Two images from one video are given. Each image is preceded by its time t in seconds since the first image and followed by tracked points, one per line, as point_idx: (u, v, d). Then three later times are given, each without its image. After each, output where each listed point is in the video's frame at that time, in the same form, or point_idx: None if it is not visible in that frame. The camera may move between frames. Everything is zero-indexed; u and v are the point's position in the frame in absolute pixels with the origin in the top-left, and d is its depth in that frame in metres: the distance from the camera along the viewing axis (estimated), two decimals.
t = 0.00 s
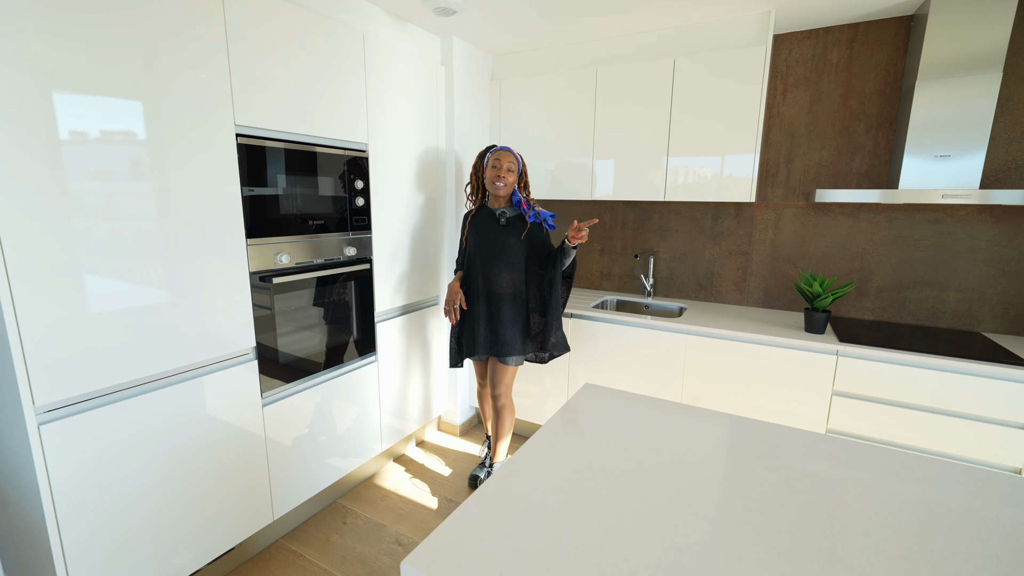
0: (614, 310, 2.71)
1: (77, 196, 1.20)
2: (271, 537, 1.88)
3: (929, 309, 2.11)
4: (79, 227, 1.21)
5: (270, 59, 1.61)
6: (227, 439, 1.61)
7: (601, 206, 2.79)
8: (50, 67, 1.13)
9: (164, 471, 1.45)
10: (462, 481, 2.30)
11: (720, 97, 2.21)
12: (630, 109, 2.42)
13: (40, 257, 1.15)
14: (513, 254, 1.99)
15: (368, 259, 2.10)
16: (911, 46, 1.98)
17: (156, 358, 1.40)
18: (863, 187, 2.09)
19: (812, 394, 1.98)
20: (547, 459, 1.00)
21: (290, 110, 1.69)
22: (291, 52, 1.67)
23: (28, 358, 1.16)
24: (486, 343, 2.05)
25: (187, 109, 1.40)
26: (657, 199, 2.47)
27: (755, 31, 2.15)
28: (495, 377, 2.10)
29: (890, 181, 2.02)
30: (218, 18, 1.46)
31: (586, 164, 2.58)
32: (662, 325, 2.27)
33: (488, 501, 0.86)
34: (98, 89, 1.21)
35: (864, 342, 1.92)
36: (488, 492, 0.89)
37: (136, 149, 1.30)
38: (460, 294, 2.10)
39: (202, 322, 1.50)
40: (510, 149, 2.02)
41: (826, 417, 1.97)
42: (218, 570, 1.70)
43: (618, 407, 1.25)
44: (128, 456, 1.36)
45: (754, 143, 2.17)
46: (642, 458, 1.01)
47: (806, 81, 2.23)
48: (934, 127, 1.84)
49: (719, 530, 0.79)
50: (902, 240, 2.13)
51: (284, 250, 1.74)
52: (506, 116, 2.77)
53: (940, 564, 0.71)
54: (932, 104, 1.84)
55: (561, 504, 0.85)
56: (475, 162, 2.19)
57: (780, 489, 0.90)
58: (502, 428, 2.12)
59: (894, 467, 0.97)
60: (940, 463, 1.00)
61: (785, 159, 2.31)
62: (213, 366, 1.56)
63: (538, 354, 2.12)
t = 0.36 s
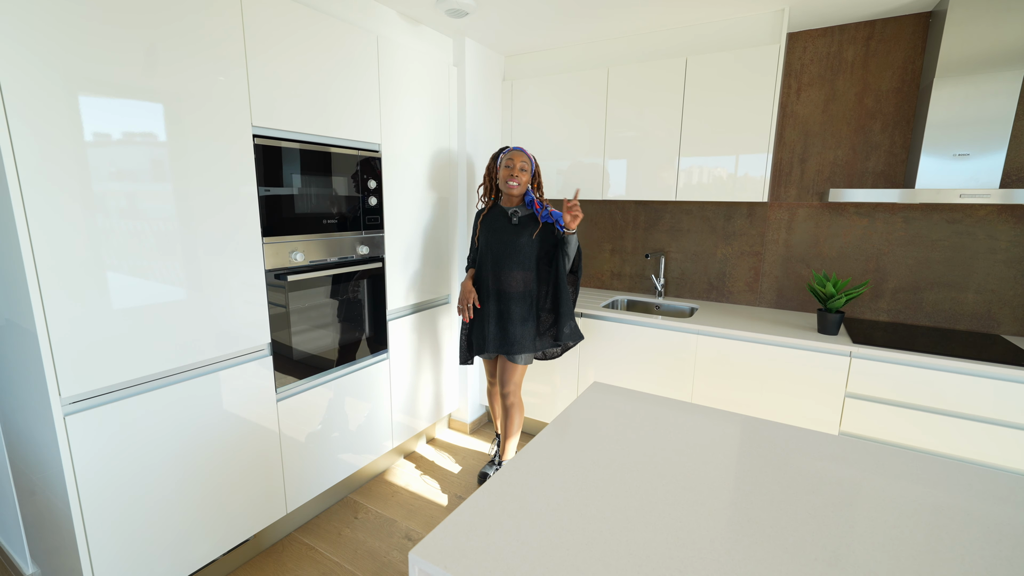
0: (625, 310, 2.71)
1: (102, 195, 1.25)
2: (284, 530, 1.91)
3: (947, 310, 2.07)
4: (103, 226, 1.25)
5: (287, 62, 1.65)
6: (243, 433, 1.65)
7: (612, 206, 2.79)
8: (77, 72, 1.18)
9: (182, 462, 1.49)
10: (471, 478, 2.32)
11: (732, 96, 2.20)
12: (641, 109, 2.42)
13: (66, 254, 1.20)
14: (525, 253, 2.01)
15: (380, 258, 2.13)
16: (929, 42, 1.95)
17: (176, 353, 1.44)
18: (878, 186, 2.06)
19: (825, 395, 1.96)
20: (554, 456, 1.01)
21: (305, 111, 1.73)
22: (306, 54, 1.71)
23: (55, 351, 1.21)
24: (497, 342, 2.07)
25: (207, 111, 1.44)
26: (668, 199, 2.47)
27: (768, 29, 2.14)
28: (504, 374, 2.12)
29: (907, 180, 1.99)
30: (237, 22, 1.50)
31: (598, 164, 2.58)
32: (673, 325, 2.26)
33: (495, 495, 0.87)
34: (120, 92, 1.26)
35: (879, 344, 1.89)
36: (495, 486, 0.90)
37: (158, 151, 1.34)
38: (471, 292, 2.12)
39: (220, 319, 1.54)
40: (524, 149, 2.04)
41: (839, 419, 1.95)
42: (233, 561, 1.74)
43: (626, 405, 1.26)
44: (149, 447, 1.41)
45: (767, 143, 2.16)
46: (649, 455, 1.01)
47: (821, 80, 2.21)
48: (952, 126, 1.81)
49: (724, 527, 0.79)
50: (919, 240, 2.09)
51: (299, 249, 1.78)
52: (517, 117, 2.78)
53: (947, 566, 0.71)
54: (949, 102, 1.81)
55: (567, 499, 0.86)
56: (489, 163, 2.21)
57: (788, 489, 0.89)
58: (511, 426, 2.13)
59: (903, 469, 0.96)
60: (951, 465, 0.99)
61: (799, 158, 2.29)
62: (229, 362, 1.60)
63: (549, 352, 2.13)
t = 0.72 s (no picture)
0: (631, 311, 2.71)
1: (116, 196, 1.27)
2: (292, 526, 1.94)
3: (957, 312, 2.05)
4: (117, 226, 1.28)
5: (297, 65, 1.68)
6: (252, 430, 1.68)
7: (619, 207, 2.79)
8: (92, 75, 1.21)
9: (192, 458, 1.52)
10: (477, 477, 2.33)
11: (740, 96, 2.19)
12: (648, 109, 2.42)
13: (81, 253, 1.22)
14: (530, 254, 2.01)
15: (387, 258, 2.15)
16: (940, 41, 1.93)
17: (186, 352, 1.47)
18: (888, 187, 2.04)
19: (832, 397, 1.95)
20: (557, 455, 1.01)
21: (314, 112, 1.75)
22: (316, 57, 1.73)
23: (71, 348, 1.24)
24: (502, 342, 2.08)
25: (217, 112, 1.47)
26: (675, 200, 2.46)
27: (776, 28, 2.13)
28: (510, 373, 2.13)
29: (917, 181, 1.97)
30: (247, 25, 1.52)
31: (604, 165, 2.58)
32: (679, 326, 2.26)
33: (497, 493, 0.88)
34: (134, 94, 1.28)
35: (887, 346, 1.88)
36: (499, 484, 0.91)
37: (170, 152, 1.37)
38: (477, 292, 2.14)
39: (230, 318, 1.57)
40: (530, 150, 2.04)
41: (846, 421, 1.93)
42: (242, 556, 1.77)
43: (630, 405, 1.26)
44: (160, 443, 1.43)
45: (774, 143, 2.15)
46: (650, 455, 1.02)
47: (830, 79, 2.19)
48: (962, 125, 1.79)
49: (724, 528, 0.79)
50: (929, 241, 2.07)
51: (307, 249, 1.80)
52: (524, 117, 2.79)
53: (948, 568, 0.71)
54: (960, 102, 1.79)
55: (569, 498, 0.87)
56: (496, 162, 2.22)
57: (790, 490, 0.89)
58: (517, 426, 2.15)
59: (907, 471, 0.96)
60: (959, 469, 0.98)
61: (808, 158, 2.27)
62: (239, 360, 1.63)
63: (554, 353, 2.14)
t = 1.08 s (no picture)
0: (634, 311, 2.71)
1: (122, 195, 1.29)
2: (295, 524, 1.95)
3: (963, 312, 2.04)
4: (123, 225, 1.30)
5: (301, 65, 1.68)
6: (256, 428, 1.69)
7: (622, 206, 2.79)
8: (99, 76, 1.22)
9: (197, 456, 1.53)
10: (479, 477, 2.33)
11: (744, 95, 2.18)
12: (652, 109, 2.41)
13: (88, 252, 1.24)
14: (532, 254, 2.02)
15: (390, 257, 2.15)
16: (947, 39, 1.91)
17: (191, 350, 1.48)
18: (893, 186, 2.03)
19: (836, 398, 1.94)
20: (558, 453, 1.02)
21: (318, 113, 1.76)
22: (320, 57, 1.74)
23: (77, 346, 1.25)
24: (505, 342, 2.09)
25: (223, 113, 1.48)
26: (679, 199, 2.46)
27: (780, 27, 2.12)
28: (513, 372, 2.14)
29: (922, 180, 1.96)
30: (252, 26, 1.53)
31: (607, 164, 2.58)
32: (681, 326, 2.26)
33: (497, 491, 0.89)
34: (140, 94, 1.29)
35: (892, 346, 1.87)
36: (500, 483, 0.91)
37: (176, 152, 1.38)
38: (480, 292, 2.14)
39: (235, 316, 1.58)
40: (534, 149, 2.03)
41: (850, 422, 1.93)
42: (246, 553, 1.78)
43: (632, 404, 1.26)
44: (166, 441, 1.45)
45: (778, 142, 2.14)
46: (652, 454, 1.02)
47: (834, 79, 2.18)
48: (968, 124, 1.78)
49: (724, 527, 0.79)
50: (935, 240, 2.06)
51: (311, 248, 1.81)
52: (527, 117, 2.79)
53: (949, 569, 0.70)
54: (965, 101, 1.78)
55: (570, 496, 0.88)
56: (501, 160, 2.22)
57: (792, 490, 0.89)
58: (519, 426, 2.15)
59: (910, 471, 0.96)
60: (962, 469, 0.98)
61: (812, 157, 2.26)
62: (243, 358, 1.64)
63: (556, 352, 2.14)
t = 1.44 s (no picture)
0: (635, 310, 2.70)
1: (124, 194, 1.29)
2: (296, 523, 1.95)
3: (966, 312, 2.03)
4: (125, 224, 1.30)
5: (302, 65, 1.68)
6: (257, 427, 1.69)
7: (623, 206, 2.79)
8: (100, 75, 1.22)
9: (197, 454, 1.53)
10: (479, 476, 2.33)
11: (745, 94, 2.18)
12: (653, 108, 2.41)
13: (89, 251, 1.24)
14: (533, 253, 2.02)
15: (391, 257, 2.15)
16: (950, 38, 1.90)
17: (191, 349, 1.48)
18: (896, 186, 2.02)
19: (838, 398, 1.94)
20: (559, 453, 1.01)
21: (319, 112, 1.76)
22: (321, 56, 1.74)
23: (79, 345, 1.25)
24: (505, 341, 2.09)
25: (224, 112, 1.48)
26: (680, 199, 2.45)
27: (782, 26, 2.11)
28: (513, 372, 2.13)
29: (926, 180, 1.95)
30: (254, 26, 1.53)
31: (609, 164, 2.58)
32: (683, 325, 2.25)
33: (498, 490, 0.88)
34: (142, 94, 1.30)
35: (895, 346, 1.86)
36: (501, 482, 0.91)
37: (177, 152, 1.38)
38: (480, 292, 2.14)
39: (236, 315, 1.58)
40: (533, 148, 2.03)
41: (852, 422, 1.92)
42: (247, 552, 1.78)
43: (633, 403, 1.26)
44: (167, 439, 1.45)
45: (780, 141, 2.13)
46: (654, 454, 1.01)
47: (837, 78, 2.17)
48: (971, 123, 1.77)
49: (726, 527, 0.79)
50: (937, 240, 2.05)
51: (312, 247, 1.81)
52: (529, 116, 2.79)
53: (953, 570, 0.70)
54: (969, 100, 1.77)
55: (571, 495, 0.87)
56: (500, 160, 2.21)
57: (795, 490, 0.89)
58: (520, 425, 2.15)
59: (913, 471, 0.95)
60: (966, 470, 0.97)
61: (814, 157, 2.25)
62: (244, 358, 1.64)
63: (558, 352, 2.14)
